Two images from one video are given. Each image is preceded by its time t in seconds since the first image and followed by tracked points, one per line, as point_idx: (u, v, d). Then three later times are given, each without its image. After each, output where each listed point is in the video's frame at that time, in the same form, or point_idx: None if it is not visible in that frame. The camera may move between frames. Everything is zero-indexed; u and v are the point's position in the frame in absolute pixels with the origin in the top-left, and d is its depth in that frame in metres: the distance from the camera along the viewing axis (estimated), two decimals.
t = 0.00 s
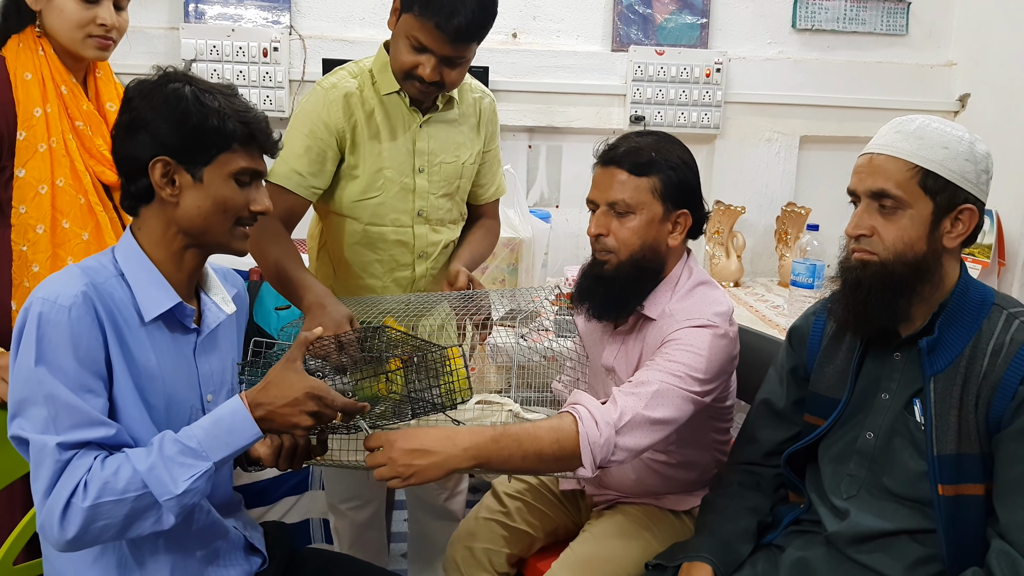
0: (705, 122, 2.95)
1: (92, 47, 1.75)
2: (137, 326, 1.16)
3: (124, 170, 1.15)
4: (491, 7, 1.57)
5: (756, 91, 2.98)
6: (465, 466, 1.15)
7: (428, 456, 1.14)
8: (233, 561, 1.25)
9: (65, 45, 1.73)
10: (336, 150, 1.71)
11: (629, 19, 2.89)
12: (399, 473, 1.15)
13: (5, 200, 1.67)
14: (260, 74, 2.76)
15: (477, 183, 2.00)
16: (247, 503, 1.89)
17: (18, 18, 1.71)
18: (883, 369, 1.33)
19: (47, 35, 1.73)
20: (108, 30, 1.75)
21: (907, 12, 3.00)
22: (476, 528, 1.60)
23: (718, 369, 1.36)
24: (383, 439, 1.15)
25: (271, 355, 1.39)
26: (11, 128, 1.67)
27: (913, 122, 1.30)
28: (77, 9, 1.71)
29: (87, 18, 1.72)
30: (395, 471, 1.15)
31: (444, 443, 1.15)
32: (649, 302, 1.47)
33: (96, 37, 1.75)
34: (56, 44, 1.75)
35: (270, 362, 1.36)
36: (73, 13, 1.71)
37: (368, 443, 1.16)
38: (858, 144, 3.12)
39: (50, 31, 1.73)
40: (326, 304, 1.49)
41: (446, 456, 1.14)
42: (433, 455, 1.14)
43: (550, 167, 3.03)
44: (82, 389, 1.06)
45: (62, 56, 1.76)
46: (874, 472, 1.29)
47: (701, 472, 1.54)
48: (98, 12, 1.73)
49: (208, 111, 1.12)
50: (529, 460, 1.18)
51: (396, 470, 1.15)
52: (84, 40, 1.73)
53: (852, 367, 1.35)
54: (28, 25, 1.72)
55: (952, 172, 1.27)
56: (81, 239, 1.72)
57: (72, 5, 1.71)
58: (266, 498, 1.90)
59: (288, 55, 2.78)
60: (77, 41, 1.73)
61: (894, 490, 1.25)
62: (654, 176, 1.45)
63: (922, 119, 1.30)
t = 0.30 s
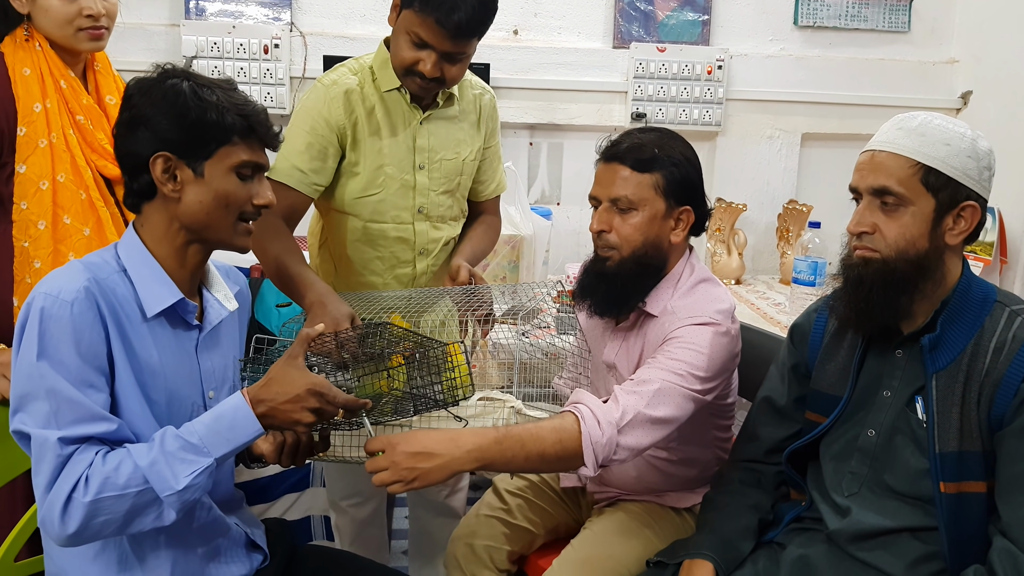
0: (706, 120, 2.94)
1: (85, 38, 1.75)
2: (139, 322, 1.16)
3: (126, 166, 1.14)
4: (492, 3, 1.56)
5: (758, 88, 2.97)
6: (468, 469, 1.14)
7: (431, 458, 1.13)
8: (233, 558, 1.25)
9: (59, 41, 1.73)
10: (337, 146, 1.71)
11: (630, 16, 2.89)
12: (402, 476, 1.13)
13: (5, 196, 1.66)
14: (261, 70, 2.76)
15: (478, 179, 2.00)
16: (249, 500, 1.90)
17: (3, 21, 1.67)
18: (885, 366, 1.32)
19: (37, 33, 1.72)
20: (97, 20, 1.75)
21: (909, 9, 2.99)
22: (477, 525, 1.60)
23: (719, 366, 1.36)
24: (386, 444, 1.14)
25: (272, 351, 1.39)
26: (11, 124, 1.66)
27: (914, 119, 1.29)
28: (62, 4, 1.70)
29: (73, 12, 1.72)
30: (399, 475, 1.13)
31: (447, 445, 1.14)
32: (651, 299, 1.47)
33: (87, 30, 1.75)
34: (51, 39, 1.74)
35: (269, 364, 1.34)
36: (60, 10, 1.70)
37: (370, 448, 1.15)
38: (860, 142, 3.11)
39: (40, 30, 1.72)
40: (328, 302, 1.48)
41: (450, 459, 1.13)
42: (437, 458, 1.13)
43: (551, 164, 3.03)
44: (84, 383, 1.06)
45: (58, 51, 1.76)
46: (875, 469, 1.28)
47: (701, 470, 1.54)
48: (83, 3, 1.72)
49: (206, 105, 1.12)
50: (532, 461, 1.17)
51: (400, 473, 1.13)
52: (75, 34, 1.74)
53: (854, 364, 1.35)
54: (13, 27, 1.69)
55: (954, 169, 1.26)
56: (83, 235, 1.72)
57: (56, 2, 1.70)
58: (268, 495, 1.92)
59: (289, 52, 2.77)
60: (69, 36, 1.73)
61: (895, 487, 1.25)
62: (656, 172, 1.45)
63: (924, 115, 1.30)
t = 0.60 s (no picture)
0: (709, 115, 2.93)
1: (77, 29, 1.73)
2: (140, 319, 1.15)
3: (126, 161, 1.14)
4: None
5: (761, 84, 2.96)
6: (467, 472, 1.14)
7: (428, 463, 1.13)
8: (234, 555, 1.25)
9: (50, 33, 1.72)
10: (338, 141, 1.70)
11: (632, 11, 2.88)
12: (399, 480, 1.13)
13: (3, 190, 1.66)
14: (262, 66, 2.75)
15: (479, 175, 1.99)
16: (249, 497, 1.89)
17: None
18: (888, 363, 1.32)
19: (28, 26, 1.70)
20: (89, 9, 1.73)
21: (913, 4, 2.98)
22: (477, 522, 1.59)
23: (721, 363, 1.35)
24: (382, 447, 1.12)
25: (273, 348, 1.39)
26: (6, 117, 1.65)
27: (919, 114, 1.28)
28: None
29: (65, 2, 1.70)
30: (395, 480, 1.13)
31: (443, 448, 1.13)
32: (653, 295, 1.46)
33: (79, 20, 1.73)
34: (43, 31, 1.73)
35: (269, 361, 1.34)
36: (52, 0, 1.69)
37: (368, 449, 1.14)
38: (863, 138, 3.10)
39: (32, 23, 1.70)
40: (331, 297, 1.48)
41: (447, 465, 1.12)
42: (434, 462, 1.13)
43: (553, 160, 3.02)
44: (83, 380, 1.05)
45: (51, 42, 1.75)
46: (878, 466, 1.28)
47: (703, 467, 1.53)
48: None
49: (207, 102, 1.11)
50: (530, 463, 1.17)
51: (397, 477, 1.13)
52: (67, 24, 1.72)
53: (858, 361, 1.34)
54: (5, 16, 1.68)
55: (959, 164, 1.25)
56: (81, 228, 1.72)
57: None
58: (268, 492, 1.90)
59: (290, 47, 2.76)
60: (60, 27, 1.71)
61: (898, 485, 1.25)
62: (660, 167, 1.44)
63: (928, 111, 1.29)
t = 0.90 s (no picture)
0: (711, 113, 2.91)
1: (75, 15, 1.72)
2: (134, 318, 1.13)
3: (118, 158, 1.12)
4: None
5: (764, 81, 2.93)
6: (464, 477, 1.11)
7: (422, 462, 1.10)
8: (229, 559, 1.23)
9: (46, 18, 1.70)
10: (335, 138, 1.67)
11: (634, 7, 2.85)
12: (396, 479, 1.10)
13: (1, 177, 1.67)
14: (260, 63, 2.72)
15: (479, 173, 1.97)
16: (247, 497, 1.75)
17: None
18: (896, 365, 1.29)
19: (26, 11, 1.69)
20: None
21: None
22: (477, 524, 1.57)
23: (724, 364, 1.33)
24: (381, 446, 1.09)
25: (271, 347, 1.36)
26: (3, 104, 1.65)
27: (927, 111, 1.26)
28: None
29: None
30: (393, 478, 1.10)
31: (438, 448, 1.11)
32: (655, 295, 1.44)
33: (76, 7, 1.71)
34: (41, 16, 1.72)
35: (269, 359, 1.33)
36: None
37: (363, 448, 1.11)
38: (866, 135, 3.07)
39: (29, 8, 1.69)
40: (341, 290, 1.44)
41: (441, 463, 1.11)
42: (428, 461, 1.10)
43: (554, 157, 2.99)
44: (77, 381, 1.03)
45: (47, 28, 1.74)
46: (885, 470, 1.26)
47: (706, 469, 1.51)
48: None
49: (164, 91, 1.10)
50: (528, 464, 1.15)
51: (393, 476, 1.10)
52: (64, 11, 1.70)
53: (864, 363, 1.32)
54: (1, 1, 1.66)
55: (968, 163, 1.23)
56: (80, 216, 1.73)
57: None
58: (268, 492, 1.76)
59: (288, 43, 2.74)
60: (56, 12, 1.69)
61: (906, 489, 1.23)
62: (664, 165, 1.41)
63: (936, 108, 1.26)
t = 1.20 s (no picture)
0: (713, 107, 2.87)
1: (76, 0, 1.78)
2: (120, 322, 1.10)
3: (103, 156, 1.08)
4: None
5: (766, 75, 2.90)
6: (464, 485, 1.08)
7: (426, 470, 1.07)
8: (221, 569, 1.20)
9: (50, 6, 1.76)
10: (331, 133, 1.64)
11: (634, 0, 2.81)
12: (395, 489, 1.06)
13: None
14: (254, 58, 2.68)
15: (478, 170, 1.93)
16: (246, 502, 1.75)
17: None
18: (907, 366, 1.26)
19: None
20: None
21: None
22: (477, 530, 1.55)
23: (732, 365, 1.30)
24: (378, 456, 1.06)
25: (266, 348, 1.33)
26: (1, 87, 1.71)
27: (939, 105, 1.22)
28: None
29: None
30: (391, 489, 1.06)
31: (442, 456, 1.08)
32: (659, 294, 1.41)
33: None
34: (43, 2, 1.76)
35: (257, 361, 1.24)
36: None
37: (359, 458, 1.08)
38: (870, 130, 3.03)
39: None
40: (350, 285, 1.42)
41: (446, 471, 1.07)
42: (432, 469, 1.07)
43: (554, 153, 2.96)
44: (60, 388, 1.00)
45: (50, 15, 1.78)
46: (896, 473, 1.23)
47: (711, 472, 1.48)
48: None
49: (111, 87, 1.09)
50: (534, 471, 1.11)
51: (393, 485, 1.06)
52: None
53: (875, 364, 1.28)
54: None
55: (981, 158, 1.19)
56: (77, 201, 1.77)
57: None
58: (265, 497, 1.76)
59: (284, 39, 2.70)
60: None
61: (918, 493, 1.19)
62: (668, 161, 1.38)
63: (948, 101, 1.23)
